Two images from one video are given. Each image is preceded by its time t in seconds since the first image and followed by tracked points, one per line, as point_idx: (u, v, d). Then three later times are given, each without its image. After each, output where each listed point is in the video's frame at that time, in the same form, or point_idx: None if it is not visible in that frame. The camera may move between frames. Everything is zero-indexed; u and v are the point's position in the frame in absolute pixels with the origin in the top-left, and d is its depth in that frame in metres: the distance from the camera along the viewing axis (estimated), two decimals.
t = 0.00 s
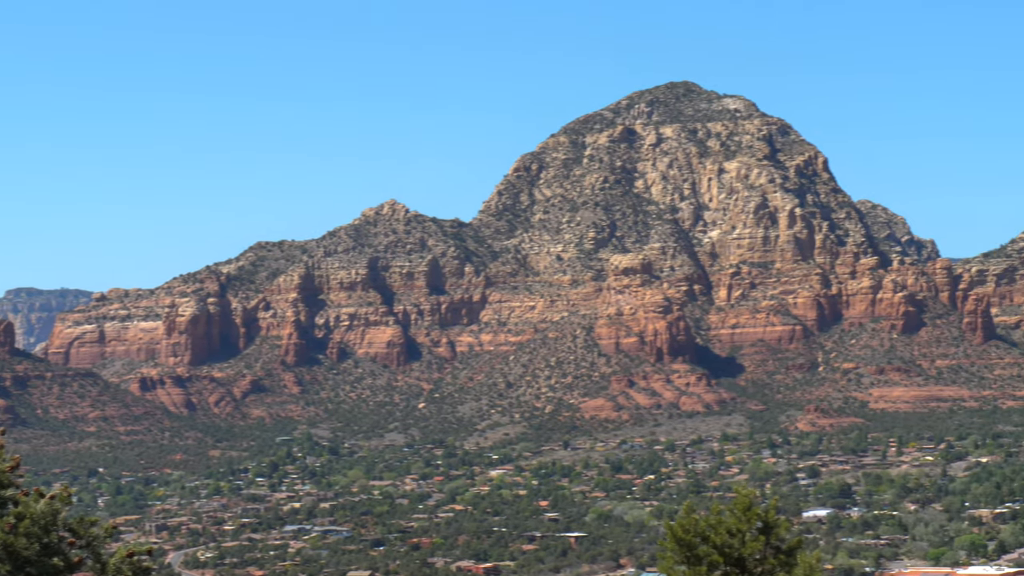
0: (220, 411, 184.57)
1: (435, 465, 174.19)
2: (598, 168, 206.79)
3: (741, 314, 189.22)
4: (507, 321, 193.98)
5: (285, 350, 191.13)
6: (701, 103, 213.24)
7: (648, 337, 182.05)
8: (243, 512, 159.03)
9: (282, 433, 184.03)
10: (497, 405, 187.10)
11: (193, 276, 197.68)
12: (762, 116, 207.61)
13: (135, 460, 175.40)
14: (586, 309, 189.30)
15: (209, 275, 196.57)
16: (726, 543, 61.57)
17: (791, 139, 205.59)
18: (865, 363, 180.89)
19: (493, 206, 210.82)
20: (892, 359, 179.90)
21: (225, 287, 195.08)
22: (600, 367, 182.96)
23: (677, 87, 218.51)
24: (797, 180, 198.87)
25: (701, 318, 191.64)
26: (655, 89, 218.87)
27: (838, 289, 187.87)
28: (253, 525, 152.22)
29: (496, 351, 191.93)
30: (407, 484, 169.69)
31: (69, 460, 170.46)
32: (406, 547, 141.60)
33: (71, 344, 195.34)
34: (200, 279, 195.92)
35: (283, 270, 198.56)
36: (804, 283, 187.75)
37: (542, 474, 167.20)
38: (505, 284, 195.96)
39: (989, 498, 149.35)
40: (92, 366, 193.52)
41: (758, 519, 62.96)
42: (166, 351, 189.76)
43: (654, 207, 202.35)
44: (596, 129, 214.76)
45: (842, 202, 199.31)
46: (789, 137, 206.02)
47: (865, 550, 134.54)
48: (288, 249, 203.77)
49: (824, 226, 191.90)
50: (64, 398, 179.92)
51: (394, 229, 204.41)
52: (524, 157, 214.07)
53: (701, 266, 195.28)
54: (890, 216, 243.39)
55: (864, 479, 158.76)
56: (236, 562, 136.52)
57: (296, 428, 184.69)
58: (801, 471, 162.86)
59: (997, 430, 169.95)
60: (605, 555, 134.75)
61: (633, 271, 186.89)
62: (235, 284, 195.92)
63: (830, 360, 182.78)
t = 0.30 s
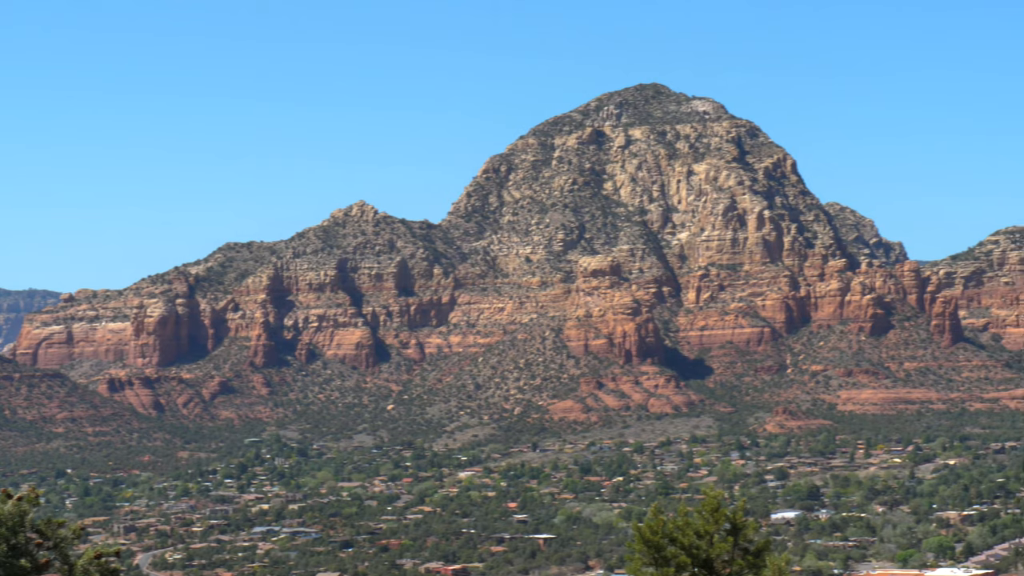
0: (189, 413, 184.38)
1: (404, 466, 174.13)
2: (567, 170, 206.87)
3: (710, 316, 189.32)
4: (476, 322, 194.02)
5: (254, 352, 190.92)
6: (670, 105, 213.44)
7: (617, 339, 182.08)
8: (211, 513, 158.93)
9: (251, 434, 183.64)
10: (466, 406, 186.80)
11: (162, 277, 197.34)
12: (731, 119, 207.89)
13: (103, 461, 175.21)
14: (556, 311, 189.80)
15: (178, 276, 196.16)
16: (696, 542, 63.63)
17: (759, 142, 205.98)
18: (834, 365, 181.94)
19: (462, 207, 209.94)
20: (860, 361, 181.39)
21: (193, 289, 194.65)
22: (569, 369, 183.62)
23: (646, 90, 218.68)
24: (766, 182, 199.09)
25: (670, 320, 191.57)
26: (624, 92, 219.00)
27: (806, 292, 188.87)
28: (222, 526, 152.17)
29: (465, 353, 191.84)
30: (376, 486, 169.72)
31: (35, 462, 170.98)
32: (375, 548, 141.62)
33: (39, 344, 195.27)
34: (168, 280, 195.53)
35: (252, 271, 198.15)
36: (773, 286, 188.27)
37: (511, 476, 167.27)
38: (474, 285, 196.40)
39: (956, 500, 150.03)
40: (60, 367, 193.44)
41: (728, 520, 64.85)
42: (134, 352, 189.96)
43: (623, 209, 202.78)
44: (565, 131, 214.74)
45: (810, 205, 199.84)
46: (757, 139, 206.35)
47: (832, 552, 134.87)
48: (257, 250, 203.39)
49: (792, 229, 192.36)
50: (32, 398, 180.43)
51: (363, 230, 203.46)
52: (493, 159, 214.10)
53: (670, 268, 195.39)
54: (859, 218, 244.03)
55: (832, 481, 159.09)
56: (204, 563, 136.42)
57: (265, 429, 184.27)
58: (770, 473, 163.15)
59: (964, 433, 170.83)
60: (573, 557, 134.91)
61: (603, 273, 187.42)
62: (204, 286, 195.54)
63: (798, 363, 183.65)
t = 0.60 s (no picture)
0: (167, 414, 184.34)
1: (383, 468, 174.14)
2: (546, 172, 206.87)
3: (688, 319, 189.17)
4: (455, 325, 193.92)
5: (233, 354, 190.66)
6: (649, 108, 213.56)
7: (597, 341, 181.96)
8: (190, 515, 158.86)
9: (230, 436, 183.53)
10: (445, 409, 186.78)
11: (141, 279, 197.06)
12: (710, 121, 208.08)
13: (81, 463, 175.03)
14: (535, 314, 189.36)
15: (157, 278, 195.81)
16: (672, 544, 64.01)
17: (738, 145, 206.18)
18: (812, 368, 182.06)
19: (442, 210, 209.56)
20: (839, 364, 181.76)
21: (172, 290, 194.17)
22: (548, 371, 183.68)
23: (625, 92, 218.72)
24: (745, 185, 199.32)
25: (649, 322, 191.72)
26: (603, 94, 219.05)
27: (785, 294, 189.12)
28: (200, 528, 152.16)
29: (444, 355, 192.12)
30: (354, 488, 169.68)
31: (14, 464, 170.63)
32: (353, 551, 141.66)
33: (18, 346, 194.85)
34: (147, 282, 195.27)
35: (231, 274, 197.68)
36: (752, 288, 188.84)
37: (490, 479, 167.23)
38: (454, 288, 196.16)
39: (934, 503, 150.35)
40: (38, 369, 193.02)
41: (706, 523, 65.00)
42: (113, 354, 189.91)
43: (602, 212, 202.93)
44: (544, 133, 214.70)
45: (789, 208, 200.24)
46: (736, 142, 206.56)
47: (811, 555, 135.09)
48: (237, 252, 203.17)
49: (771, 232, 192.83)
50: (10, 399, 179.87)
51: (342, 232, 203.25)
52: (472, 161, 214.01)
53: (649, 271, 196.05)
54: (839, 221, 244.33)
55: (810, 483, 159.28)
56: (182, 565, 136.45)
57: (244, 432, 184.16)
58: (748, 476, 163.35)
59: (942, 436, 171.34)
60: (552, 559, 135.03)
61: (582, 275, 187.04)
62: (183, 288, 194.94)
63: (777, 366, 184.04)
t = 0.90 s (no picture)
0: (146, 417, 183.96)
1: (362, 471, 174.20)
2: (526, 176, 206.89)
3: (668, 322, 189.12)
4: (434, 327, 193.69)
5: (212, 356, 190.53)
6: (628, 112, 213.79)
7: (575, 344, 181.72)
8: (169, 518, 158.69)
9: (209, 439, 183.35)
10: (424, 412, 186.80)
11: (120, 281, 196.85)
12: (689, 125, 208.35)
13: (60, 466, 174.76)
14: (514, 316, 189.39)
15: (136, 280, 195.80)
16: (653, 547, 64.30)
17: (717, 148, 206.44)
18: (791, 371, 182.34)
19: (420, 212, 209.12)
20: (818, 368, 181.89)
21: (151, 292, 194.16)
22: (528, 374, 183.87)
23: (604, 95, 218.92)
24: (723, 188, 199.72)
25: (628, 326, 191.43)
26: (582, 98, 219.11)
27: (764, 298, 189.58)
28: (179, 531, 152.03)
29: (423, 358, 191.90)
30: (333, 491, 169.56)
31: None
32: (332, 553, 141.58)
33: None
34: (126, 284, 195.16)
35: (210, 276, 197.92)
36: (731, 292, 188.99)
37: (469, 482, 167.23)
38: (432, 291, 195.81)
39: (913, 506, 150.54)
40: (17, 371, 192.50)
41: (686, 526, 65.08)
42: (92, 356, 189.19)
43: (581, 215, 202.44)
44: (523, 136, 214.66)
45: (768, 211, 200.58)
46: (715, 146, 206.80)
47: (790, 558, 135.22)
48: (215, 255, 202.80)
49: (750, 235, 192.73)
50: None
51: (321, 235, 202.58)
52: (451, 164, 213.63)
53: (628, 274, 195.57)
54: (817, 225, 244.53)
55: (789, 487, 159.39)
56: (161, 568, 136.28)
57: (222, 434, 183.98)
58: (727, 478, 163.47)
59: (921, 439, 172.73)
60: (531, 562, 135.05)
61: (561, 279, 187.79)
62: (162, 290, 194.94)
63: (755, 369, 184.40)
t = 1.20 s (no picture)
0: (122, 420, 183.45)
1: (338, 473, 174.08)
2: (503, 178, 206.69)
3: (644, 324, 189.26)
4: (410, 330, 193.42)
5: (187, 359, 189.83)
6: (605, 114, 213.82)
7: (552, 346, 182.24)
8: (144, 521, 158.48)
9: (184, 441, 183.23)
10: (400, 413, 186.45)
11: (95, 284, 196.46)
12: (666, 127, 208.45)
13: (35, 469, 174.38)
14: (490, 318, 190.16)
15: (112, 282, 195.37)
16: (626, 551, 65.55)
17: (693, 151, 206.52)
18: (767, 373, 183.03)
19: (397, 214, 208.43)
20: (794, 371, 182.49)
21: (127, 295, 193.74)
22: (504, 377, 183.16)
23: (581, 98, 219.02)
24: (699, 191, 199.61)
25: (604, 328, 191.44)
26: (558, 100, 219.04)
27: (740, 300, 189.87)
28: (154, 534, 151.86)
29: (400, 360, 191.72)
30: (309, 493, 169.37)
31: None
32: (308, 555, 141.46)
33: None
34: (102, 286, 194.87)
35: (186, 278, 197.50)
36: (707, 294, 189.19)
37: (445, 484, 167.14)
38: (409, 293, 195.65)
39: (888, 508, 150.72)
40: None
41: (660, 529, 66.37)
42: (67, 359, 189.03)
43: (558, 217, 202.71)
44: (500, 139, 214.33)
45: (744, 214, 200.71)
46: (692, 149, 206.90)
47: (765, 560, 135.35)
48: (191, 257, 202.60)
49: (726, 238, 193.60)
50: None
51: (297, 237, 202.38)
52: (428, 166, 213.17)
53: (605, 277, 195.82)
54: (794, 228, 244.79)
55: (765, 489, 159.46)
56: (137, 570, 136.13)
57: (198, 437, 183.85)
58: (703, 481, 163.50)
59: (897, 441, 172.86)
60: (507, 564, 135.08)
61: (537, 282, 188.69)
62: (138, 293, 194.54)
63: (731, 371, 184.74)
